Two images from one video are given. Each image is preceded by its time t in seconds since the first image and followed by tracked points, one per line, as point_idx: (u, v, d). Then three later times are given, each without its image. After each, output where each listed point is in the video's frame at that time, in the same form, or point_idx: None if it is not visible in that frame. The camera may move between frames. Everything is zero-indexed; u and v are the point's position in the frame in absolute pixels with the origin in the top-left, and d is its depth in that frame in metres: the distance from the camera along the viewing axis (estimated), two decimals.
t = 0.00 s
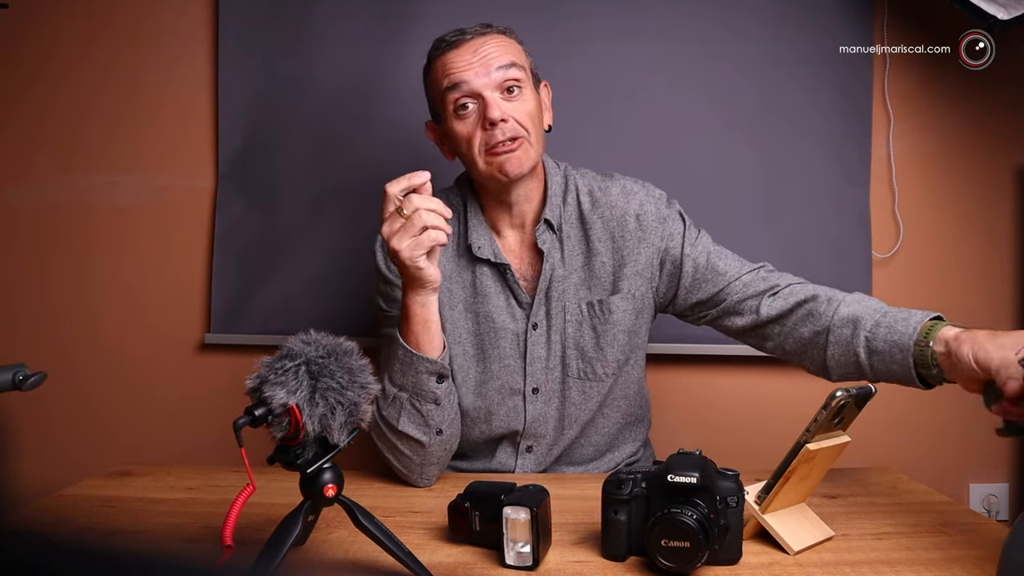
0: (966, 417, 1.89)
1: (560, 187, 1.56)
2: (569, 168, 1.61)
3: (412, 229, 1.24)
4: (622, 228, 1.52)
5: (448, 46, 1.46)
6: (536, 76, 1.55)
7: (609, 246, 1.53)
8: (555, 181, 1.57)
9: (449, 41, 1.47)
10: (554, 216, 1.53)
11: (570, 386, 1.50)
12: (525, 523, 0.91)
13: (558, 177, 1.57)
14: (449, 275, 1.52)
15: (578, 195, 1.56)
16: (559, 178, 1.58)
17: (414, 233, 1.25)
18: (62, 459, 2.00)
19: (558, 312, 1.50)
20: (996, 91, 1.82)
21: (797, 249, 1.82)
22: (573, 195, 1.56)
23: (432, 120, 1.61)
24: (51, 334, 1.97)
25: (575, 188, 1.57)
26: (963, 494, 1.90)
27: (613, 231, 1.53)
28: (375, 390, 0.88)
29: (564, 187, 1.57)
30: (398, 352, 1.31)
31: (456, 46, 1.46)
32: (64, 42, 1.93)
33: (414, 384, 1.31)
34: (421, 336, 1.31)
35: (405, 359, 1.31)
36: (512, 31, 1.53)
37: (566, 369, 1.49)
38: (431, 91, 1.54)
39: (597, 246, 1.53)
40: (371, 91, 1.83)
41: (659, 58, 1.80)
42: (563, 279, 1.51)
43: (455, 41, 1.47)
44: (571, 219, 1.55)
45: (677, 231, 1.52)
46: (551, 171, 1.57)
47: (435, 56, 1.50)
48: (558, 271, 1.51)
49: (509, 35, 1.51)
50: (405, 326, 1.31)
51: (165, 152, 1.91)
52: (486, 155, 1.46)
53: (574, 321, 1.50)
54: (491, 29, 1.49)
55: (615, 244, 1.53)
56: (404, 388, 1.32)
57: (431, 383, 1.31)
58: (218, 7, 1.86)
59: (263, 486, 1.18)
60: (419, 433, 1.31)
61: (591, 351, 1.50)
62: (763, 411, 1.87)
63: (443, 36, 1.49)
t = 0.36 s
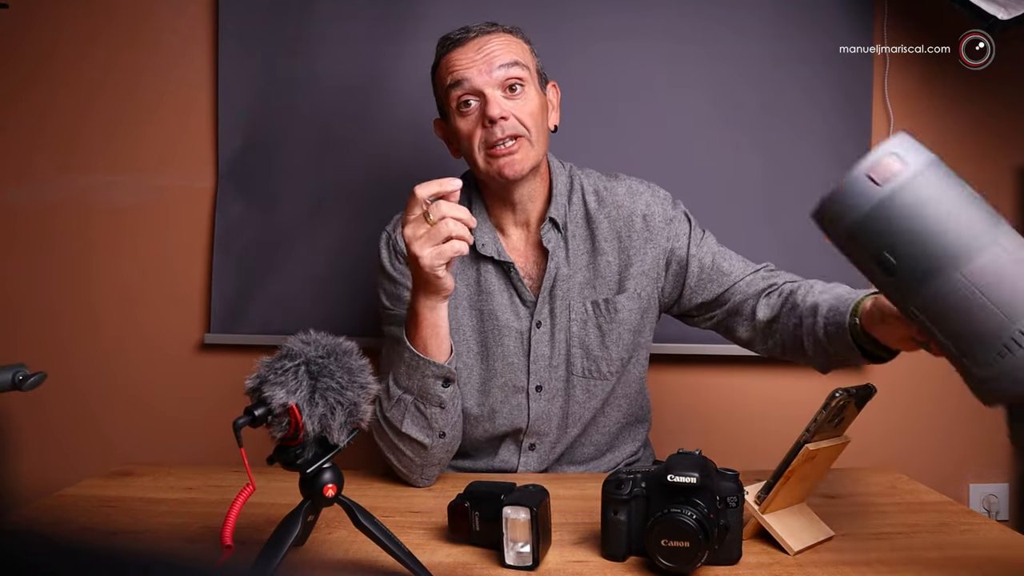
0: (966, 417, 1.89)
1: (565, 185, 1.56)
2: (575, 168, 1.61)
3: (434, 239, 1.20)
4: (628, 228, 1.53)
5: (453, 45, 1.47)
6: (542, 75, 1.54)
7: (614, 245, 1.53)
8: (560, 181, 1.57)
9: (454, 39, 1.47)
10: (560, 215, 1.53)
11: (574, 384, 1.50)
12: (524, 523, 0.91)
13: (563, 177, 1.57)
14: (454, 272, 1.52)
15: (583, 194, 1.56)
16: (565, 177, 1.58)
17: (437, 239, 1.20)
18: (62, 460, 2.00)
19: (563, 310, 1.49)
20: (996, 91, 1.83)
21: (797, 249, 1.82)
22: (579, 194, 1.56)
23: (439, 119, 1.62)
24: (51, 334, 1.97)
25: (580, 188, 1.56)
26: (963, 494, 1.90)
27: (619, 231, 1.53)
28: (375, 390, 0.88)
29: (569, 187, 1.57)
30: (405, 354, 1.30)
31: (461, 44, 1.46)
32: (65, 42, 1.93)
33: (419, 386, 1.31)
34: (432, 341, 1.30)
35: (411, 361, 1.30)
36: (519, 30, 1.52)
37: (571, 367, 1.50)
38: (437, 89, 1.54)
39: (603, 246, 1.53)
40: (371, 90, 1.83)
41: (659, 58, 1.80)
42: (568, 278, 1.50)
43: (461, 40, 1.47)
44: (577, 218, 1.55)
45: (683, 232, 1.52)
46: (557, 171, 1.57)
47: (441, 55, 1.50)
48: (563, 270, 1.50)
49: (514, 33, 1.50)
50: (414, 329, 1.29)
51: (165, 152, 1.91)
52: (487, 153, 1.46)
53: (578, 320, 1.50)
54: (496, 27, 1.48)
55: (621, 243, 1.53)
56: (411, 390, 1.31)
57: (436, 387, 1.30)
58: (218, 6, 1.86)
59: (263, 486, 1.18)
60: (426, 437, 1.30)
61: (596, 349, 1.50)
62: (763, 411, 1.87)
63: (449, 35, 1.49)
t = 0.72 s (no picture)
0: (967, 417, 1.90)
1: (566, 184, 1.56)
2: (575, 167, 1.60)
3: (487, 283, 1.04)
4: (626, 226, 1.53)
5: (453, 45, 1.47)
6: (542, 75, 1.54)
7: (612, 243, 1.53)
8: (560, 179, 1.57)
9: (454, 39, 1.47)
10: (560, 214, 1.53)
11: (574, 381, 1.51)
12: (524, 523, 0.91)
13: (564, 176, 1.57)
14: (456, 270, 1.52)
15: (582, 193, 1.56)
16: (566, 176, 1.58)
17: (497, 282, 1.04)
18: (62, 460, 2.00)
19: (563, 308, 1.50)
20: (996, 91, 1.83)
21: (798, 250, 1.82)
22: (579, 193, 1.56)
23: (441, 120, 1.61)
24: (51, 333, 1.97)
25: (580, 187, 1.57)
26: (963, 494, 1.90)
27: (618, 228, 1.53)
28: (375, 390, 0.88)
29: (570, 185, 1.56)
30: (425, 366, 1.21)
31: (460, 43, 1.46)
32: (65, 42, 1.93)
33: (436, 400, 1.22)
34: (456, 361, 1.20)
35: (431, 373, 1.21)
36: (519, 31, 1.52)
37: (570, 364, 1.51)
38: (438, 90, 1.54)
39: (601, 244, 1.52)
40: (370, 90, 1.83)
41: (659, 58, 1.80)
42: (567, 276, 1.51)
43: (460, 39, 1.47)
44: (577, 216, 1.55)
45: (679, 231, 1.51)
46: (558, 169, 1.56)
47: (441, 56, 1.50)
48: (562, 268, 1.51)
49: (514, 34, 1.50)
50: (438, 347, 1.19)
51: (165, 152, 1.91)
52: (486, 153, 1.45)
53: (577, 317, 1.51)
54: (496, 27, 1.48)
55: (619, 240, 1.52)
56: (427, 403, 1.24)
57: (454, 403, 1.22)
58: (218, 6, 1.86)
59: (263, 486, 1.18)
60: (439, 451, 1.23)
61: (595, 346, 1.51)
62: (763, 411, 1.87)
63: (450, 36, 1.49)
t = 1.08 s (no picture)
0: (967, 417, 1.90)
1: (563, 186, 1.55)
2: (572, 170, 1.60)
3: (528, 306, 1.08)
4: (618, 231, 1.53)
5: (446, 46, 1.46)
6: (537, 75, 1.54)
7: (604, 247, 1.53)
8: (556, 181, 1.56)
9: (447, 40, 1.47)
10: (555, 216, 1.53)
11: (568, 383, 1.51)
12: (525, 523, 0.91)
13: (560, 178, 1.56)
14: (453, 270, 1.52)
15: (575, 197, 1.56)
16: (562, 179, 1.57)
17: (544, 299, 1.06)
18: (61, 460, 2.00)
19: (557, 309, 1.50)
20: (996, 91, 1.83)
21: (798, 249, 1.81)
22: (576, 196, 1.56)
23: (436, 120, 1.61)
24: (50, 333, 1.97)
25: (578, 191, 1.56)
26: (963, 495, 1.90)
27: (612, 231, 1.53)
28: (375, 390, 0.88)
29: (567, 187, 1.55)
30: (442, 367, 1.21)
31: (453, 45, 1.46)
32: (64, 41, 1.93)
33: (450, 401, 1.22)
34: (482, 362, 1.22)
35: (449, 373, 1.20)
36: (513, 30, 1.52)
37: (563, 366, 1.51)
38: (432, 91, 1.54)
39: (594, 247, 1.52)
40: (370, 90, 1.83)
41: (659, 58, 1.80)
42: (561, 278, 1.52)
43: (453, 41, 1.46)
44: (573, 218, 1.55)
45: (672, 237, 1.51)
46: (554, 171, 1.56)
47: (435, 56, 1.49)
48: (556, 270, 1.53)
49: (508, 35, 1.50)
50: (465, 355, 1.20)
51: (164, 152, 1.91)
52: (481, 154, 1.45)
53: (571, 319, 1.51)
54: (488, 28, 1.48)
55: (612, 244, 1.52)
56: (441, 404, 1.23)
57: (468, 403, 1.22)
58: (218, 6, 1.86)
59: (263, 486, 1.18)
60: (443, 449, 1.25)
61: (589, 349, 1.50)
62: (763, 411, 1.87)
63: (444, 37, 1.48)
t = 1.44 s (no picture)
0: (967, 417, 1.90)
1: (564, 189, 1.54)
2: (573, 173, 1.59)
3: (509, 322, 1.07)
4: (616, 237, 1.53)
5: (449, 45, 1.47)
6: (539, 77, 1.54)
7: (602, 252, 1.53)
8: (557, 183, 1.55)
9: (451, 40, 1.48)
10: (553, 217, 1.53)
11: (565, 383, 1.50)
12: (525, 523, 0.91)
13: (560, 180, 1.56)
14: (451, 269, 1.52)
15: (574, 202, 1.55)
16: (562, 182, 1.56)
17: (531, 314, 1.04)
18: (62, 460, 2.00)
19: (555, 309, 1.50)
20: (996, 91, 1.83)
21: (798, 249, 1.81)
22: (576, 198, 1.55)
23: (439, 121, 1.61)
24: (50, 333, 1.97)
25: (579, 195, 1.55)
26: (963, 495, 1.90)
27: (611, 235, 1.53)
28: (375, 391, 0.88)
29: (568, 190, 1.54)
30: (422, 378, 1.22)
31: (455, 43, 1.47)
32: (64, 41, 1.93)
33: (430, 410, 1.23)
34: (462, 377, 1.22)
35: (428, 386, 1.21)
36: (516, 32, 1.52)
37: (560, 366, 1.50)
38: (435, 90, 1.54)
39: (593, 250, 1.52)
40: (370, 90, 1.83)
41: (659, 57, 1.80)
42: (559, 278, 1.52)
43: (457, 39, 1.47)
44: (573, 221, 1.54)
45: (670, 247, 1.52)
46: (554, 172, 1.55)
47: (438, 55, 1.50)
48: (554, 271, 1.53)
49: (511, 36, 1.50)
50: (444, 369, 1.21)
51: (164, 152, 1.91)
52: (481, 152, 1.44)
53: (568, 318, 1.50)
54: (490, 29, 1.49)
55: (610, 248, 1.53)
56: (420, 413, 1.24)
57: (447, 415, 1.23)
58: (218, 6, 1.86)
59: (263, 486, 1.18)
60: (421, 455, 1.25)
61: (586, 350, 1.49)
62: (764, 411, 1.87)
63: (447, 37, 1.49)
